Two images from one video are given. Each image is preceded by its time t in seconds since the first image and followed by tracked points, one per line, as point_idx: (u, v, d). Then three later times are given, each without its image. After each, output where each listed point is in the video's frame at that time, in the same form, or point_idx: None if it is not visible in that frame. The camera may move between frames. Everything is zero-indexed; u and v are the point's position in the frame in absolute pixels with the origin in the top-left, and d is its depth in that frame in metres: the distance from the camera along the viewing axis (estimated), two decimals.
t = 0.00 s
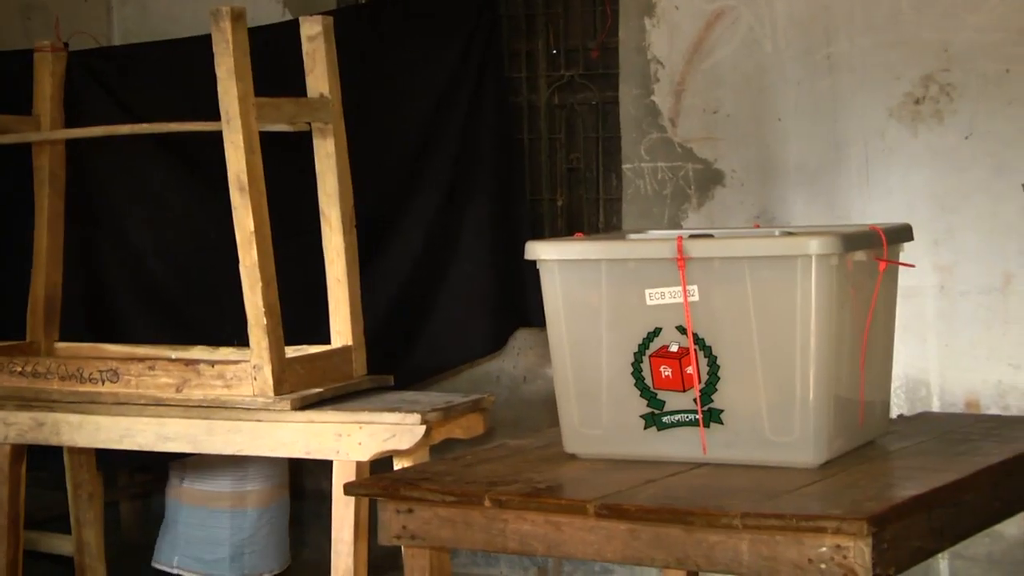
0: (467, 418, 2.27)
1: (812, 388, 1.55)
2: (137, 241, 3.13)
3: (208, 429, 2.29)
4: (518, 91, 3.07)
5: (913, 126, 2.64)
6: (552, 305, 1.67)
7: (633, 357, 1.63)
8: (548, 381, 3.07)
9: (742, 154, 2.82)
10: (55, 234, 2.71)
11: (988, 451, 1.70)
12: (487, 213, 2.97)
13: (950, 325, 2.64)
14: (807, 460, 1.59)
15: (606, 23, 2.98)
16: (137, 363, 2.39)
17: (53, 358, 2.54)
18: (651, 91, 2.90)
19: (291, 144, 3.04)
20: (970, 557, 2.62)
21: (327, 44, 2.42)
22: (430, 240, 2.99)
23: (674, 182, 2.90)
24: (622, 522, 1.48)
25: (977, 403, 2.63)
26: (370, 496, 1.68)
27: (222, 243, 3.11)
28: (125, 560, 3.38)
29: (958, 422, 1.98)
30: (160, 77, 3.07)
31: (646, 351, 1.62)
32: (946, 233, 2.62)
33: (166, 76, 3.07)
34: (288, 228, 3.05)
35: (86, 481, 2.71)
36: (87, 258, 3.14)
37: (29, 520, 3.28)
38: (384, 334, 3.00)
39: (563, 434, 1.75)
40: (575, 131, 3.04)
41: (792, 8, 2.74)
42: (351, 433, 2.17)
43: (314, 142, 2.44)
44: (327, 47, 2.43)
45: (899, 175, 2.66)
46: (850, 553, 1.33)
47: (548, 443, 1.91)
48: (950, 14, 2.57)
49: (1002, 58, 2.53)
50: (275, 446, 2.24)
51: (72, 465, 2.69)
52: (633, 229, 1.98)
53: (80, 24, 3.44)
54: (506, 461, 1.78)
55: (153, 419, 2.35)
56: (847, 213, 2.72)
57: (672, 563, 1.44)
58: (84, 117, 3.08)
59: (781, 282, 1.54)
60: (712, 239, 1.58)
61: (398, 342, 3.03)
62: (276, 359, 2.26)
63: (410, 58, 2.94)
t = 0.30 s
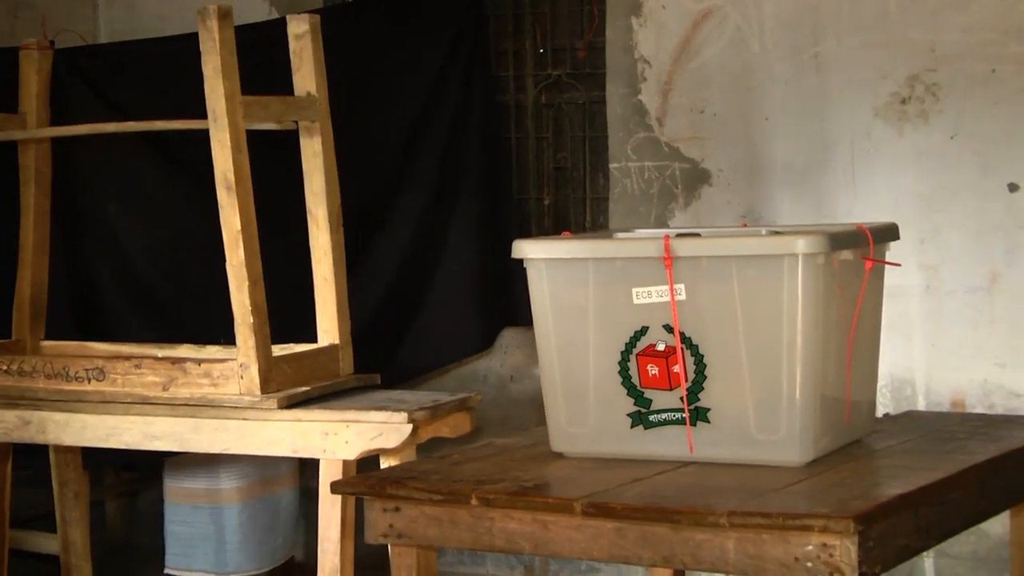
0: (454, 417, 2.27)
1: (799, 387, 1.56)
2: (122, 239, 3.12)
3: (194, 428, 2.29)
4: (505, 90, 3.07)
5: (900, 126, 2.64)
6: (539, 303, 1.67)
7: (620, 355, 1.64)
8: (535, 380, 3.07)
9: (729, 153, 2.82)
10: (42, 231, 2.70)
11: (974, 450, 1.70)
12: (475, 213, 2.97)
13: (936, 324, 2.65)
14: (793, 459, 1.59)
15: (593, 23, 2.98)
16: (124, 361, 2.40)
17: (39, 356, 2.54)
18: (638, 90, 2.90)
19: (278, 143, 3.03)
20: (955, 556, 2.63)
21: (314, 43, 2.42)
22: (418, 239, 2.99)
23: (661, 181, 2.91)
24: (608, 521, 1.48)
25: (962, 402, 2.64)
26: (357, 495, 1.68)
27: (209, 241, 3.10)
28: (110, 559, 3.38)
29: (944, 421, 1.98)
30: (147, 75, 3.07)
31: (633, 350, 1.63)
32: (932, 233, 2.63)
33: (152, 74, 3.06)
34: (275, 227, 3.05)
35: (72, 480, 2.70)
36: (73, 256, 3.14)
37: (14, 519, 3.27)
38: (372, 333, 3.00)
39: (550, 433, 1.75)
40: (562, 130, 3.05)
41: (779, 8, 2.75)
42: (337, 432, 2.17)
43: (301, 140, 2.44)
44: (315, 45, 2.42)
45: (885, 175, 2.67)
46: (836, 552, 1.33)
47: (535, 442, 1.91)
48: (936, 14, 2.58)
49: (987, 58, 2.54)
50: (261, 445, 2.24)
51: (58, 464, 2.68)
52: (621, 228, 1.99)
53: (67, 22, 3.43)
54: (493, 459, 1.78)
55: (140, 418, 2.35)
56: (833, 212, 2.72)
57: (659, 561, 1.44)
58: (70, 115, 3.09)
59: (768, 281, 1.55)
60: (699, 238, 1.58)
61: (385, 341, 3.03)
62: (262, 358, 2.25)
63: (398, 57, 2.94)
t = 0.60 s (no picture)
0: (441, 413, 2.27)
1: (785, 384, 1.56)
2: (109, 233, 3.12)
3: (180, 424, 2.29)
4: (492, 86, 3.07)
5: (886, 123, 2.65)
6: (526, 300, 1.67)
7: (607, 352, 1.64)
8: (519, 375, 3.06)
9: (716, 150, 2.83)
10: (27, 227, 2.70)
11: (959, 447, 1.71)
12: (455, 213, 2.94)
13: (921, 321, 2.66)
14: (779, 455, 1.59)
15: (580, 19, 2.96)
16: (109, 357, 2.38)
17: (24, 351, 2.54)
18: (625, 87, 2.90)
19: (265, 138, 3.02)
20: (939, 553, 2.63)
21: (301, 39, 2.42)
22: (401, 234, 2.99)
23: (648, 178, 2.91)
24: (594, 517, 1.48)
25: (946, 400, 2.65)
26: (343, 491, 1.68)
27: (196, 235, 3.10)
28: (96, 556, 3.38)
29: (929, 418, 1.99)
30: (135, 70, 3.06)
31: (619, 347, 1.63)
32: (918, 231, 2.64)
33: (138, 70, 3.06)
34: (263, 223, 3.04)
35: (58, 476, 2.68)
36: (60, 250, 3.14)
37: None
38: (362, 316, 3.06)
39: (536, 430, 1.75)
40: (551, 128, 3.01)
41: (765, 5, 2.75)
42: (324, 428, 2.17)
43: (287, 136, 2.43)
44: (302, 41, 2.42)
45: (872, 173, 2.67)
46: (821, 548, 1.34)
47: (521, 438, 1.91)
48: (922, 12, 2.59)
49: (973, 57, 2.55)
50: (247, 441, 2.24)
51: (43, 460, 2.66)
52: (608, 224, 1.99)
53: (54, 18, 3.42)
54: (480, 456, 1.78)
55: (126, 414, 2.35)
56: (819, 210, 2.73)
57: (645, 557, 1.44)
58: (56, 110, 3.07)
59: (755, 277, 1.55)
60: (686, 235, 1.58)
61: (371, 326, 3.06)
62: (249, 354, 2.25)
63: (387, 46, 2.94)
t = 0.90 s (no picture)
0: (430, 412, 2.27)
1: (774, 383, 1.56)
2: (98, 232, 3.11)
3: (170, 422, 2.30)
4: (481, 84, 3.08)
5: (875, 122, 2.65)
6: (516, 298, 1.67)
7: (596, 351, 1.64)
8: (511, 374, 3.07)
9: (705, 148, 2.83)
10: (17, 226, 2.69)
11: (948, 446, 1.71)
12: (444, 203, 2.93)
13: (910, 320, 2.66)
14: (768, 455, 1.59)
15: (569, 18, 2.98)
16: (99, 355, 2.38)
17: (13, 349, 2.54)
18: (614, 86, 2.91)
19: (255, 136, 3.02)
20: (929, 552, 2.64)
21: (290, 37, 2.41)
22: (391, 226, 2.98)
23: (636, 177, 2.91)
24: (584, 516, 1.48)
25: (936, 399, 2.65)
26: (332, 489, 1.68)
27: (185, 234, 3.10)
28: (84, 554, 3.37)
29: (919, 417, 1.99)
30: (125, 68, 3.06)
31: (609, 345, 1.63)
32: (908, 230, 2.64)
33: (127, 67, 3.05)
34: (253, 221, 3.04)
35: (47, 474, 2.66)
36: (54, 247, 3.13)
37: None
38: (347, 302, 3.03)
39: (526, 428, 1.75)
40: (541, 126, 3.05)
41: (754, 4, 2.75)
42: (313, 427, 2.17)
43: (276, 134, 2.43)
44: (291, 39, 2.41)
45: (861, 172, 2.68)
46: (811, 548, 1.34)
47: (511, 437, 1.91)
48: (911, 11, 2.59)
49: (963, 56, 2.55)
50: (235, 439, 2.24)
51: (32, 458, 2.65)
52: (599, 222, 1.99)
53: (42, 15, 3.41)
54: (469, 454, 1.78)
55: (115, 412, 2.35)
56: (809, 209, 2.74)
57: (635, 556, 1.44)
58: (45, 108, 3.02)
59: (745, 276, 1.55)
60: (675, 233, 1.58)
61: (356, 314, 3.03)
62: (238, 352, 2.24)
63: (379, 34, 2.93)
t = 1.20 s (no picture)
0: (433, 414, 2.27)
1: (778, 386, 1.56)
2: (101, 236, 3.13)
3: (173, 424, 2.30)
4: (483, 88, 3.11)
5: (878, 125, 2.65)
6: (520, 301, 1.67)
7: (600, 353, 1.64)
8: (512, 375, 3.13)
9: (707, 150, 2.83)
10: (19, 229, 2.69)
11: (952, 449, 1.71)
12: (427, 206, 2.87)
13: (913, 322, 2.66)
14: (772, 458, 1.59)
15: (573, 20, 2.99)
16: (102, 358, 2.38)
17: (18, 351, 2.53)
18: (617, 88, 2.92)
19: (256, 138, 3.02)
20: (932, 554, 2.64)
21: (294, 39, 2.41)
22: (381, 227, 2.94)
23: (639, 179, 2.93)
24: (588, 519, 1.48)
25: (939, 400, 2.65)
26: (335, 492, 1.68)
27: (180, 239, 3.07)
28: (87, 557, 3.37)
29: (923, 420, 1.99)
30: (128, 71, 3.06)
31: (613, 348, 1.63)
32: (911, 232, 2.64)
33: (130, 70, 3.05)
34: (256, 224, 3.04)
35: (50, 477, 2.67)
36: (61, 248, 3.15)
37: None
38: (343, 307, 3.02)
39: (530, 431, 1.75)
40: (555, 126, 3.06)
41: (756, 6, 2.75)
42: (317, 429, 2.17)
43: (280, 136, 2.43)
44: (295, 41, 2.41)
45: (864, 174, 2.68)
46: (815, 551, 1.34)
47: (514, 440, 1.91)
48: (913, 13, 2.59)
49: (966, 58, 2.55)
50: (239, 442, 2.24)
51: (36, 460, 2.65)
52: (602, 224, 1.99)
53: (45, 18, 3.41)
54: (473, 457, 1.78)
55: (119, 415, 2.35)
56: (812, 211, 2.73)
57: (639, 559, 1.44)
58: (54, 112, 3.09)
59: (749, 278, 1.55)
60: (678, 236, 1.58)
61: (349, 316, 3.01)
62: (241, 355, 2.24)
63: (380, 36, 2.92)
